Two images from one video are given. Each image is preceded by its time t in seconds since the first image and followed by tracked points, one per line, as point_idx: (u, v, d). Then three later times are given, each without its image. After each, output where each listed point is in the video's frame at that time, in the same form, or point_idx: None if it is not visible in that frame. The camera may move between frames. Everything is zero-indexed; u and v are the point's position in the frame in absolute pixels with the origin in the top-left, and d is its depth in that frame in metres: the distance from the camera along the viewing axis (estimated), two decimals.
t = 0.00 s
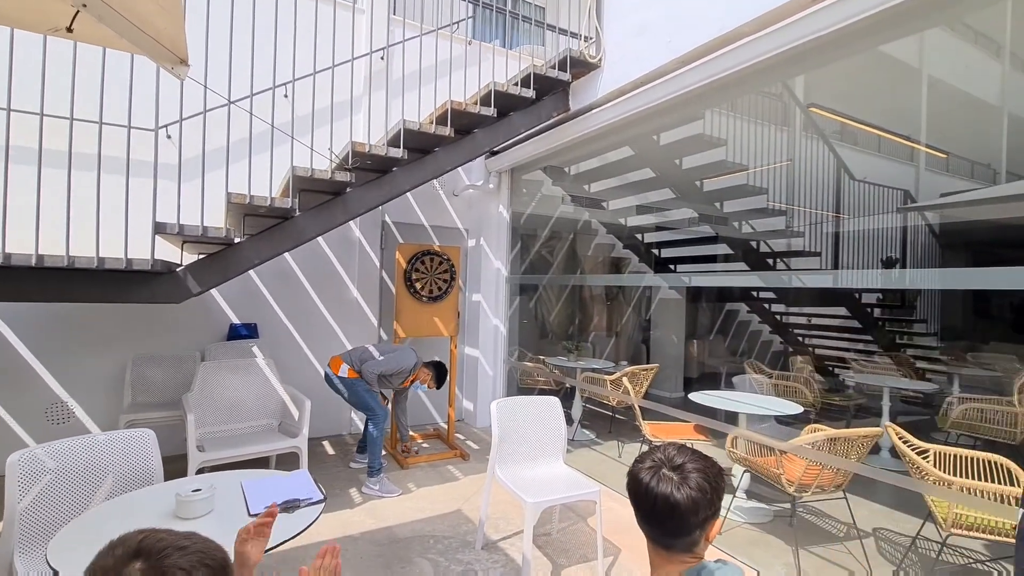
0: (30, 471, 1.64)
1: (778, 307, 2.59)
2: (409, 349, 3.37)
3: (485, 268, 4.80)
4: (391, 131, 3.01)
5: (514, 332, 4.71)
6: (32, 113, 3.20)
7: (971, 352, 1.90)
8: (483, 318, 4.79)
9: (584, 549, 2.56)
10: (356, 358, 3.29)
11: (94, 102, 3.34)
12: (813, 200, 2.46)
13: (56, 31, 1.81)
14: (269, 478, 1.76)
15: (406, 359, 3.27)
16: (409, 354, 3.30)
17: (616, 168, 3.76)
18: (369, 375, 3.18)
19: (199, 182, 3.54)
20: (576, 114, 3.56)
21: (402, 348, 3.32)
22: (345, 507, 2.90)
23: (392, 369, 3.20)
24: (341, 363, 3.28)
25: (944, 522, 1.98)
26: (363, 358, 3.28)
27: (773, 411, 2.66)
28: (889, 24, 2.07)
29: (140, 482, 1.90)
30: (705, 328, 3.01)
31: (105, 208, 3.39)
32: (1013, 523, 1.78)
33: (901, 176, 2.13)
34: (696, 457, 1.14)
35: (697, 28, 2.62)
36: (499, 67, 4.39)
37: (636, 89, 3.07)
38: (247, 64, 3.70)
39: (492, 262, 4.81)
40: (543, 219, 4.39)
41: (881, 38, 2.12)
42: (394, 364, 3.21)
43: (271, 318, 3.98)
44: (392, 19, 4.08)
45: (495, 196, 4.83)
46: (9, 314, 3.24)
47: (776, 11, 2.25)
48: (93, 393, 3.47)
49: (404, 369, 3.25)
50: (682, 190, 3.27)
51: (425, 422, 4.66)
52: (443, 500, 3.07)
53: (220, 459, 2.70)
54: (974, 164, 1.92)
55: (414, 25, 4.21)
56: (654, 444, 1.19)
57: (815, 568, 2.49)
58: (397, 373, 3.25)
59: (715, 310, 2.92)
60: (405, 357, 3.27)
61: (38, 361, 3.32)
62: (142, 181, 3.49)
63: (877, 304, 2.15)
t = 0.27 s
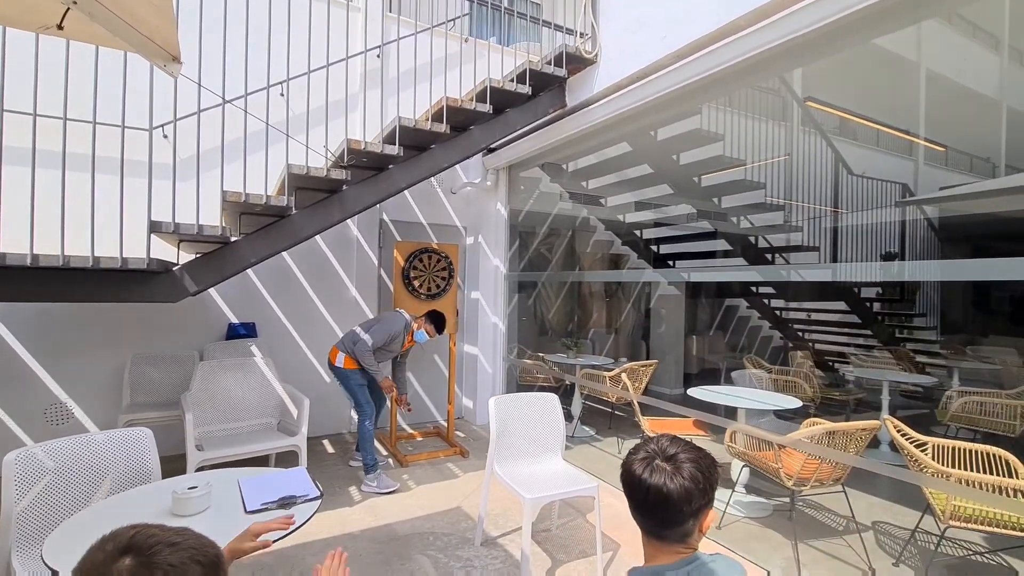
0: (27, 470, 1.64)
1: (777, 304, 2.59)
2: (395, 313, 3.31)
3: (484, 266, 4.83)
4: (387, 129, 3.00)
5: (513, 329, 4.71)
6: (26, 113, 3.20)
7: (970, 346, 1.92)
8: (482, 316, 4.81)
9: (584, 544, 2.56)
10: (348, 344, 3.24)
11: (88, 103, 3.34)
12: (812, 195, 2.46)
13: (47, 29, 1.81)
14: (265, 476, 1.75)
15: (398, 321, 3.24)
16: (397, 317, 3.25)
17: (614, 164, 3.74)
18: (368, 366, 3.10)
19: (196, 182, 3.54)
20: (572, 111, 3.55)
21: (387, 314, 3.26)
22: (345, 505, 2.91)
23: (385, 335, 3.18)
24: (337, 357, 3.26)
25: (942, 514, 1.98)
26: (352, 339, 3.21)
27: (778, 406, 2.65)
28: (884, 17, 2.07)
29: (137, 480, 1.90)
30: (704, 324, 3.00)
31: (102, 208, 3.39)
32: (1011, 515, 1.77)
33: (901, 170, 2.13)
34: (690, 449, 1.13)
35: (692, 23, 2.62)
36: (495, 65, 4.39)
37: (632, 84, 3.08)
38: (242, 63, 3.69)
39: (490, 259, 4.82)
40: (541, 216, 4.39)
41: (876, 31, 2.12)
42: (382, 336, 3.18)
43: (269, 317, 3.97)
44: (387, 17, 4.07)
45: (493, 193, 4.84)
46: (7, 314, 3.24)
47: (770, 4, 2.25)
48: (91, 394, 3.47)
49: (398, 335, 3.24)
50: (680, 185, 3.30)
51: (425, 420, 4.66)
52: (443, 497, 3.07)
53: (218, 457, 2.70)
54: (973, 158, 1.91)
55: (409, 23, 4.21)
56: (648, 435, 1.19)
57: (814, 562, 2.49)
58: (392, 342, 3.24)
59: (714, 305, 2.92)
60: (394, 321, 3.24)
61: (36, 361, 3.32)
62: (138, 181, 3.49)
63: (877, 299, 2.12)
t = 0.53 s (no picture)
0: (26, 470, 1.65)
1: (773, 296, 2.61)
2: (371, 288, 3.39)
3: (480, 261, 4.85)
4: (380, 126, 3.00)
5: (510, 324, 4.72)
6: (18, 114, 3.18)
7: (964, 335, 1.95)
8: (479, 312, 4.86)
9: (582, 536, 2.58)
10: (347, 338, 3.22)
11: (81, 102, 3.33)
12: (806, 187, 2.47)
13: (38, 29, 1.81)
14: (264, 473, 1.77)
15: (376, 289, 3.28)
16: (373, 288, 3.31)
17: (610, 158, 3.76)
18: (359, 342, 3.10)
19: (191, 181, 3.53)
20: (566, 105, 3.56)
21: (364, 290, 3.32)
22: (344, 501, 2.92)
23: (365, 305, 3.20)
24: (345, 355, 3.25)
25: (935, 501, 1.99)
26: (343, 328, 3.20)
27: (774, 397, 2.67)
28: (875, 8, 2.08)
29: (137, 478, 1.91)
30: (700, 317, 3.02)
31: (96, 208, 3.38)
32: (1002, 501, 1.79)
33: (896, 161, 2.22)
34: (687, 439, 1.16)
35: (685, 16, 2.63)
36: (489, 60, 4.38)
37: (625, 78, 3.09)
38: (234, 61, 3.68)
39: (486, 255, 4.83)
40: (537, 211, 4.39)
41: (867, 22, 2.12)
42: (362, 309, 3.19)
43: (266, 315, 3.98)
44: (380, 13, 4.06)
45: (489, 189, 4.82)
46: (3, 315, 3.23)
47: None
48: (89, 394, 3.47)
49: (378, 303, 3.26)
50: (675, 179, 3.30)
51: (423, 416, 4.68)
52: (442, 492, 3.09)
53: (217, 455, 2.71)
54: (967, 148, 2.00)
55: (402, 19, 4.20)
56: (644, 429, 1.20)
57: (809, 550, 2.52)
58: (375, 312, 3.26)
59: (710, 298, 2.93)
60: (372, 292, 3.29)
61: (33, 362, 3.32)
62: (132, 180, 3.48)
63: (871, 289, 2.16)
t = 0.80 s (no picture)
0: (16, 477, 1.64)
1: (761, 292, 2.64)
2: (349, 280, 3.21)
3: (471, 259, 4.84)
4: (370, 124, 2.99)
5: (502, 322, 4.74)
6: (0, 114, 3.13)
7: (949, 326, 1.96)
8: (471, 309, 4.83)
9: (577, 531, 2.60)
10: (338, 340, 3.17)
11: (65, 102, 3.28)
12: (791, 181, 2.49)
13: (22, 29, 1.78)
14: (260, 473, 1.77)
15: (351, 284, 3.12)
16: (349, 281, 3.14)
17: (601, 155, 3.71)
18: (335, 337, 2.98)
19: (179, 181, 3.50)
20: (556, 103, 3.57)
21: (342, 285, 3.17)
22: (339, 501, 2.92)
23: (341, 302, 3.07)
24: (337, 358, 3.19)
25: (920, 490, 2.06)
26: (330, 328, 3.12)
27: (760, 390, 2.70)
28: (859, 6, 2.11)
29: (129, 481, 1.89)
30: (691, 312, 3.05)
31: (82, 210, 3.33)
32: (985, 488, 1.87)
33: (881, 158, 2.16)
34: (678, 430, 1.18)
35: (673, 13, 2.64)
36: (478, 57, 4.38)
37: (614, 75, 3.10)
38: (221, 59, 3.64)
39: (478, 253, 4.82)
40: (528, 208, 4.40)
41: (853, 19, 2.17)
42: (337, 303, 3.07)
43: (256, 316, 3.95)
44: (368, 11, 4.04)
45: (478, 186, 4.80)
46: None
47: None
48: (78, 398, 3.43)
49: (354, 296, 3.10)
50: (664, 176, 3.24)
51: (417, 415, 4.68)
52: (437, 490, 3.10)
53: (210, 457, 2.69)
54: (950, 141, 1.97)
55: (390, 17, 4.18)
56: (631, 423, 1.21)
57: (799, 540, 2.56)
58: (354, 305, 3.11)
59: (700, 294, 2.96)
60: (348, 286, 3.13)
61: (20, 366, 3.27)
62: (119, 181, 3.44)
63: (858, 282, 2.20)
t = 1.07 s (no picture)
0: None
1: (728, 286, 2.71)
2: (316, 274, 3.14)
3: (444, 255, 4.80)
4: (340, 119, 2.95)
5: (476, 319, 4.74)
6: None
7: (903, 317, 2.05)
8: (445, 307, 4.80)
9: (552, 523, 2.63)
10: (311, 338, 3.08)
11: (14, 94, 3.12)
12: (755, 178, 2.59)
13: None
14: (230, 474, 1.73)
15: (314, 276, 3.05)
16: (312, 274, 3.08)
17: (572, 152, 3.77)
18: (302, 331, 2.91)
19: (139, 176, 3.37)
20: (528, 99, 3.58)
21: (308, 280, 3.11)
22: (312, 502, 2.88)
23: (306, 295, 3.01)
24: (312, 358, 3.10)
25: (877, 471, 2.16)
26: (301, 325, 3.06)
27: (728, 380, 2.79)
28: (818, 8, 2.19)
29: (91, 487, 1.83)
30: (661, 306, 3.11)
31: (34, 207, 3.18)
32: (936, 467, 1.96)
33: (840, 155, 2.26)
34: (648, 414, 1.21)
35: (642, 12, 2.69)
36: (449, 53, 4.36)
37: (585, 72, 3.13)
38: (182, 51, 3.53)
39: (451, 250, 4.80)
40: (501, 204, 4.41)
41: (811, 21, 2.24)
42: (302, 298, 3.01)
43: (223, 316, 3.85)
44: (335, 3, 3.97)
45: (451, 182, 4.77)
46: None
47: None
48: (33, 403, 3.28)
49: (318, 289, 3.03)
50: (634, 172, 3.33)
51: (391, 413, 4.64)
52: (412, 488, 3.08)
53: (176, 461, 2.62)
54: (903, 141, 2.08)
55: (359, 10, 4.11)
56: (600, 412, 1.22)
57: (766, 523, 2.66)
58: (319, 297, 3.03)
59: (670, 289, 3.02)
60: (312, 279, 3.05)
61: None
62: (73, 177, 3.29)
63: (819, 275, 2.28)
